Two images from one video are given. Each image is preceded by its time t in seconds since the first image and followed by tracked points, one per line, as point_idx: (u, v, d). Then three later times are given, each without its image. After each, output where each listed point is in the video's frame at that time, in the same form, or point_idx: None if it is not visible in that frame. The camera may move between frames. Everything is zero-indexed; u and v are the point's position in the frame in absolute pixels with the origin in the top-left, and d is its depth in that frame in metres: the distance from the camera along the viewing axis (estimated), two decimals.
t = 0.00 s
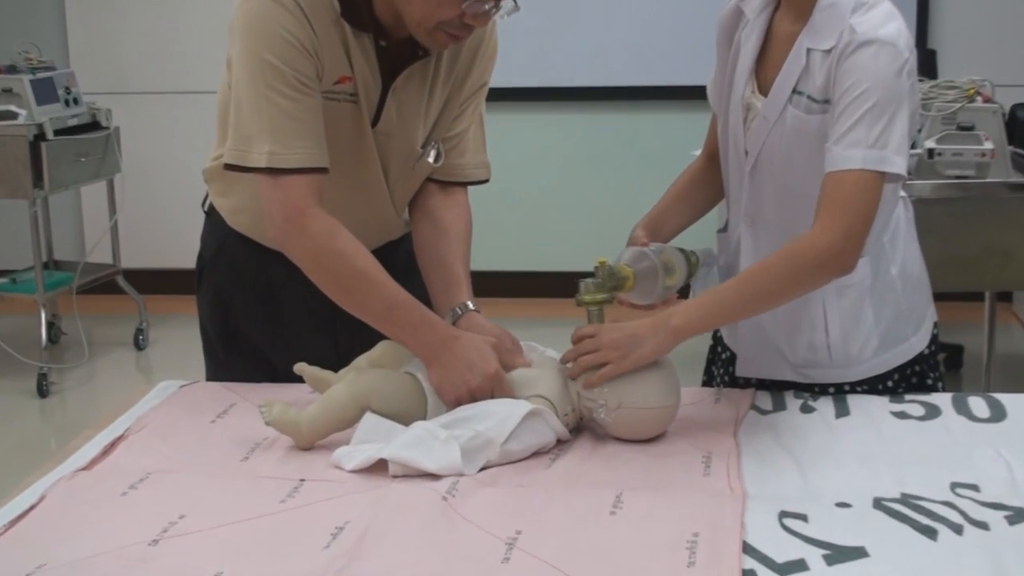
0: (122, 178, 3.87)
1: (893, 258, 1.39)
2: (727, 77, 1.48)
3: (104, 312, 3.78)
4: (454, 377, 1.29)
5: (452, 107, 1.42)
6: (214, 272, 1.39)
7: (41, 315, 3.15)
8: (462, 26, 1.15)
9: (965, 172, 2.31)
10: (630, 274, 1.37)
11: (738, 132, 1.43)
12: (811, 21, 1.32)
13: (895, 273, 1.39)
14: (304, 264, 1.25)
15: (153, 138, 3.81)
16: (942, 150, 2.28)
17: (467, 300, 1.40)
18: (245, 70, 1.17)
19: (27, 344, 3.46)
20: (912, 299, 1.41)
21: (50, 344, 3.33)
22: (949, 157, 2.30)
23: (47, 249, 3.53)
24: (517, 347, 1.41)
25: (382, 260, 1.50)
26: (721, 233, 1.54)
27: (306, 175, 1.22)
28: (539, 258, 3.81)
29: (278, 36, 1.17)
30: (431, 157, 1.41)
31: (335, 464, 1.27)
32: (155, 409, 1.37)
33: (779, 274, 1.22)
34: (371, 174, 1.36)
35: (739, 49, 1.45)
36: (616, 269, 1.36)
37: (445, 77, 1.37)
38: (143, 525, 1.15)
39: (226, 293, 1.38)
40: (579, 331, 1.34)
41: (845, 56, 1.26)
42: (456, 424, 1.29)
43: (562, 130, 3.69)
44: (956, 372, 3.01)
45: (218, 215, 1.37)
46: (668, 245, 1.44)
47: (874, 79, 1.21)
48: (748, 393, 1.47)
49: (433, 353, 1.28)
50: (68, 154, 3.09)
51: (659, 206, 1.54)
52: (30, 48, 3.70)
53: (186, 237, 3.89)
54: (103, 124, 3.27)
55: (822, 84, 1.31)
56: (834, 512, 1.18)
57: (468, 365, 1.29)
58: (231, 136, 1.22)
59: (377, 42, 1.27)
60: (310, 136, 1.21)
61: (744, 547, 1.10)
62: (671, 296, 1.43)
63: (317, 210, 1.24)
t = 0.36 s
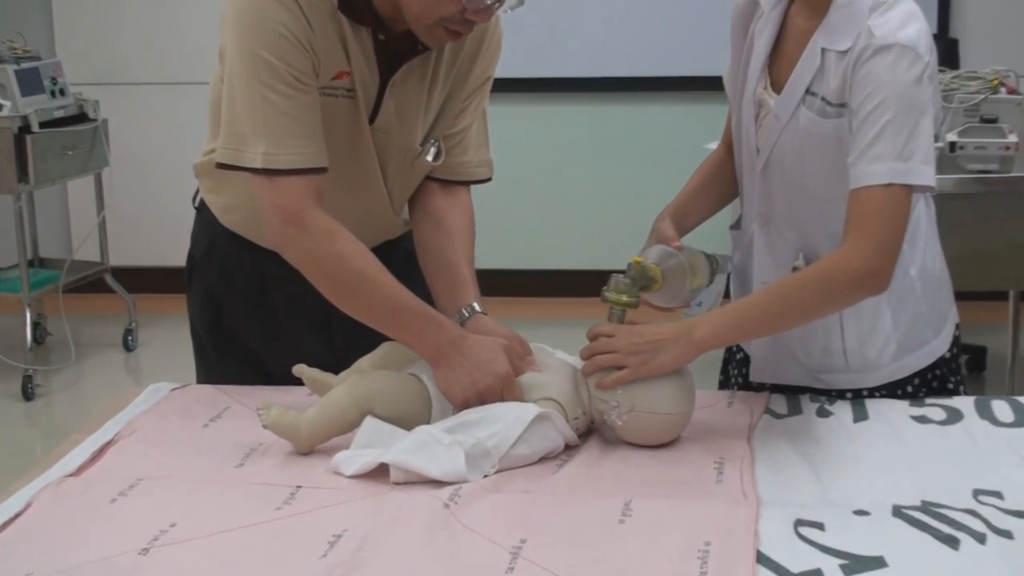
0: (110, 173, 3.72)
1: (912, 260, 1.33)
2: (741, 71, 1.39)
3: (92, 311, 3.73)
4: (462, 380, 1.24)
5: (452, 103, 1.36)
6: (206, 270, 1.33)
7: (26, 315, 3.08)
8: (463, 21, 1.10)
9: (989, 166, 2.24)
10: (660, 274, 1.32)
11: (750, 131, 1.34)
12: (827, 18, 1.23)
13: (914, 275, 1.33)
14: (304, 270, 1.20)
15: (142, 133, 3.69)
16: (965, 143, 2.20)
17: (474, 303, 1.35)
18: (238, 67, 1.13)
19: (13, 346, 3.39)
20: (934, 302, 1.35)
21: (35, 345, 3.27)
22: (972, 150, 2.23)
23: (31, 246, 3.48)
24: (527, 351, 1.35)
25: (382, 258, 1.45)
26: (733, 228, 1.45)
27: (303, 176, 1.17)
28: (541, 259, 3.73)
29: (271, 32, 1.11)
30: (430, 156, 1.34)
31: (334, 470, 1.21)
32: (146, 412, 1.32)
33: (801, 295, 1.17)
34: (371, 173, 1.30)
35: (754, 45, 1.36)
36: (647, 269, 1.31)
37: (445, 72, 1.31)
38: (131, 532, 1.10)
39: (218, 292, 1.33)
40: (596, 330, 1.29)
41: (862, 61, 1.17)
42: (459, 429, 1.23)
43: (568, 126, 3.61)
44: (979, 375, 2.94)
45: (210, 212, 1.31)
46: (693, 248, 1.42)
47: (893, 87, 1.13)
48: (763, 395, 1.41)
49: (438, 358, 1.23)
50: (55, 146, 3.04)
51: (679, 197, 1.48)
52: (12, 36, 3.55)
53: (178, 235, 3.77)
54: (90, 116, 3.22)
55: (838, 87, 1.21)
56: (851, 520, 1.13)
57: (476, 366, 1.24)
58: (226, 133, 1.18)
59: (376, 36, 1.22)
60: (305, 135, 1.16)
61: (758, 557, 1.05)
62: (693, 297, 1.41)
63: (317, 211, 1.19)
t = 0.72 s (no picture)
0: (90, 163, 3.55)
1: (939, 256, 1.26)
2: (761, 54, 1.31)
3: (69, 310, 3.57)
4: (460, 384, 1.17)
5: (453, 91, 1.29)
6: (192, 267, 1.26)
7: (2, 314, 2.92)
8: (465, 6, 1.03)
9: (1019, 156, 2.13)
10: (671, 275, 1.24)
11: (771, 119, 1.27)
12: None
13: (941, 274, 1.26)
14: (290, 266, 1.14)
15: (133, 122, 3.48)
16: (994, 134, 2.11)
17: (473, 299, 1.28)
18: (223, 53, 1.06)
19: None
20: (962, 301, 1.28)
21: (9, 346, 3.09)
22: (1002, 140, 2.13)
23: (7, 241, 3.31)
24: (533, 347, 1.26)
25: (379, 254, 1.38)
26: (751, 222, 1.37)
27: (287, 169, 1.11)
28: (551, 253, 3.51)
29: (260, 16, 1.04)
30: (430, 146, 1.27)
31: (326, 479, 1.14)
32: (126, 418, 1.24)
33: (814, 290, 1.10)
34: (366, 166, 1.23)
35: (775, 29, 1.28)
36: (658, 269, 1.24)
37: (446, 58, 1.24)
38: (110, 545, 1.02)
39: (206, 291, 1.25)
40: (603, 331, 1.22)
41: (890, 45, 1.09)
42: (459, 436, 1.16)
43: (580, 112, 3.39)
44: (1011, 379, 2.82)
45: (197, 205, 1.23)
46: (706, 246, 1.34)
47: (922, 73, 1.05)
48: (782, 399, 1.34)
49: (433, 362, 1.17)
50: (29, 135, 2.81)
51: (689, 192, 1.40)
52: None
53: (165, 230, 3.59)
54: (69, 103, 2.98)
55: (865, 73, 1.14)
56: (875, 532, 1.05)
57: (471, 372, 1.17)
58: (209, 120, 1.11)
59: (373, 20, 1.15)
60: (292, 124, 1.10)
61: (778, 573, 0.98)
62: (706, 296, 1.32)
63: (302, 206, 1.13)
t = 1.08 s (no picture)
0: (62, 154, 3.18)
1: (970, 253, 1.18)
2: (779, 35, 1.23)
3: (42, 311, 3.28)
4: (456, 388, 1.10)
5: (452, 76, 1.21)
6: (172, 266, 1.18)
7: None
8: None
9: None
10: (684, 275, 1.17)
11: (791, 105, 1.19)
12: None
13: (973, 272, 1.18)
14: (281, 262, 1.07)
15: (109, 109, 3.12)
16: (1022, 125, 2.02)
17: (473, 299, 1.20)
18: (209, 32, 0.99)
19: None
20: (995, 302, 1.19)
21: None
22: None
23: None
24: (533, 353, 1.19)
25: (373, 252, 1.30)
26: (770, 215, 1.29)
27: (277, 158, 1.04)
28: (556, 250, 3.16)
29: None
30: (427, 135, 1.19)
31: (316, 492, 1.07)
32: (102, 427, 1.16)
33: (839, 285, 1.03)
34: (358, 156, 1.15)
35: (793, 8, 1.20)
36: (670, 269, 1.16)
37: (444, 42, 1.17)
38: (83, 563, 0.94)
39: (187, 292, 1.18)
40: (613, 333, 1.14)
41: (918, 22, 1.01)
42: (457, 447, 1.09)
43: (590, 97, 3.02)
44: None
45: (179, 203, 1.15)
46: (717, 245, 1.26)
47: (953, 51, 0.98)
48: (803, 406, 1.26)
49: (430, 364, 1.09)
50: None
51: (695, 184, 1.32)
52: None
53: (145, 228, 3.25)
54: (40, 90, 2.71)
55: (890, 53, 1.06)
56: (902, 549, 0.97)
57: (477, 371, 1.09)
58: (191, 105, 1.04)
59: None
60: (280, 110, 1.03)
61: None
62: (716, 299, 1.24)
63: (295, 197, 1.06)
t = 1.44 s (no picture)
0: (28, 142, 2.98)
1: (1001, 251, 1.10)
2: (793, 17, 1.15)
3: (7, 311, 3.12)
4: (459, 396, 1.02)
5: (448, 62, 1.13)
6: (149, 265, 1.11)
7: None
8: None
9: None
10: (691, 273, 1.10)
11: (807, 91, 1.11)
12: None
13: (1004, 271, 1.10)
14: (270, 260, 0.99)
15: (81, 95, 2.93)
16: None
17: (477, 305, 1.13)
18: (193, 15, 0.91)
19: None
20: None
21: None
22: None
23: None
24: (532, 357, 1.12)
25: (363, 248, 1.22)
26: (787, 210, 1.22)
27: (269, 150, 0.96)
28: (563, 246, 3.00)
29: None
30: (421, 125, 1.11)
31: (302, 506, 0.99)
32: (72, 437, 1.09)
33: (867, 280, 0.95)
34: (349, 146, 1.08)
35: None
36: (676, 266, 1.09)
37: (439, 25, 1.09)
38: None
39: (164, 290, 1.11)
40: (621, 336, 1.07)
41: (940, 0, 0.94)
42: (453, 459, 1.01)
43: (591, 84, 2.86)
44: None
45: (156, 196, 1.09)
46: (724, 238, 1.18)
47: (980, 30, 0.90)
48: (822, 414, 1.18)
49: (431, 367, 1.02)
50: None
51: (698, 176, 1.25)
52: None
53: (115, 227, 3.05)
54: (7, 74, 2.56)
55: (913, 33, 0.98)
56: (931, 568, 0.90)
57: (476, 377, 1.02)
58: (175, 93, 0.96)
59: None
60: (273, 99, 0.95)
61: None
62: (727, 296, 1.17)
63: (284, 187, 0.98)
